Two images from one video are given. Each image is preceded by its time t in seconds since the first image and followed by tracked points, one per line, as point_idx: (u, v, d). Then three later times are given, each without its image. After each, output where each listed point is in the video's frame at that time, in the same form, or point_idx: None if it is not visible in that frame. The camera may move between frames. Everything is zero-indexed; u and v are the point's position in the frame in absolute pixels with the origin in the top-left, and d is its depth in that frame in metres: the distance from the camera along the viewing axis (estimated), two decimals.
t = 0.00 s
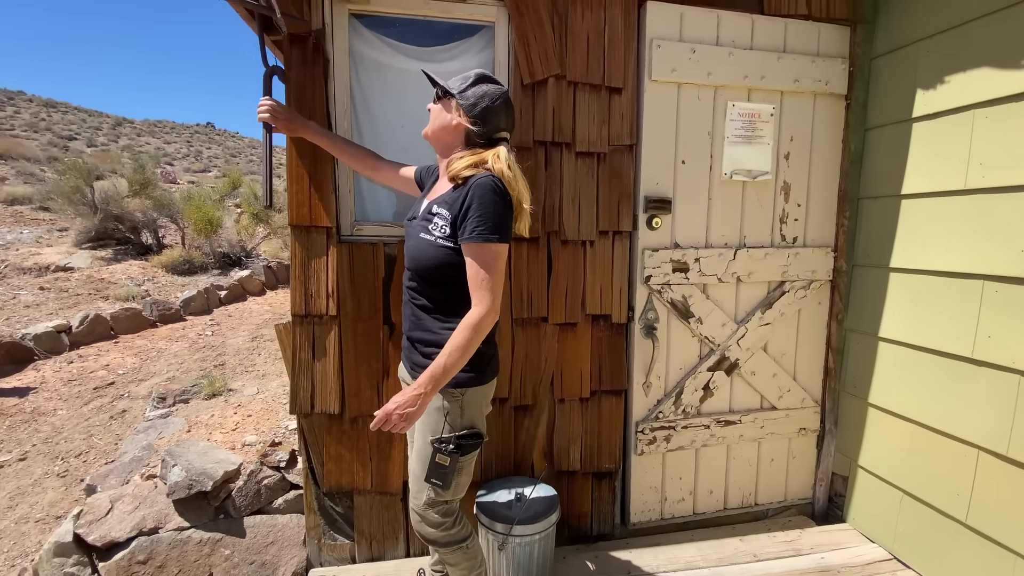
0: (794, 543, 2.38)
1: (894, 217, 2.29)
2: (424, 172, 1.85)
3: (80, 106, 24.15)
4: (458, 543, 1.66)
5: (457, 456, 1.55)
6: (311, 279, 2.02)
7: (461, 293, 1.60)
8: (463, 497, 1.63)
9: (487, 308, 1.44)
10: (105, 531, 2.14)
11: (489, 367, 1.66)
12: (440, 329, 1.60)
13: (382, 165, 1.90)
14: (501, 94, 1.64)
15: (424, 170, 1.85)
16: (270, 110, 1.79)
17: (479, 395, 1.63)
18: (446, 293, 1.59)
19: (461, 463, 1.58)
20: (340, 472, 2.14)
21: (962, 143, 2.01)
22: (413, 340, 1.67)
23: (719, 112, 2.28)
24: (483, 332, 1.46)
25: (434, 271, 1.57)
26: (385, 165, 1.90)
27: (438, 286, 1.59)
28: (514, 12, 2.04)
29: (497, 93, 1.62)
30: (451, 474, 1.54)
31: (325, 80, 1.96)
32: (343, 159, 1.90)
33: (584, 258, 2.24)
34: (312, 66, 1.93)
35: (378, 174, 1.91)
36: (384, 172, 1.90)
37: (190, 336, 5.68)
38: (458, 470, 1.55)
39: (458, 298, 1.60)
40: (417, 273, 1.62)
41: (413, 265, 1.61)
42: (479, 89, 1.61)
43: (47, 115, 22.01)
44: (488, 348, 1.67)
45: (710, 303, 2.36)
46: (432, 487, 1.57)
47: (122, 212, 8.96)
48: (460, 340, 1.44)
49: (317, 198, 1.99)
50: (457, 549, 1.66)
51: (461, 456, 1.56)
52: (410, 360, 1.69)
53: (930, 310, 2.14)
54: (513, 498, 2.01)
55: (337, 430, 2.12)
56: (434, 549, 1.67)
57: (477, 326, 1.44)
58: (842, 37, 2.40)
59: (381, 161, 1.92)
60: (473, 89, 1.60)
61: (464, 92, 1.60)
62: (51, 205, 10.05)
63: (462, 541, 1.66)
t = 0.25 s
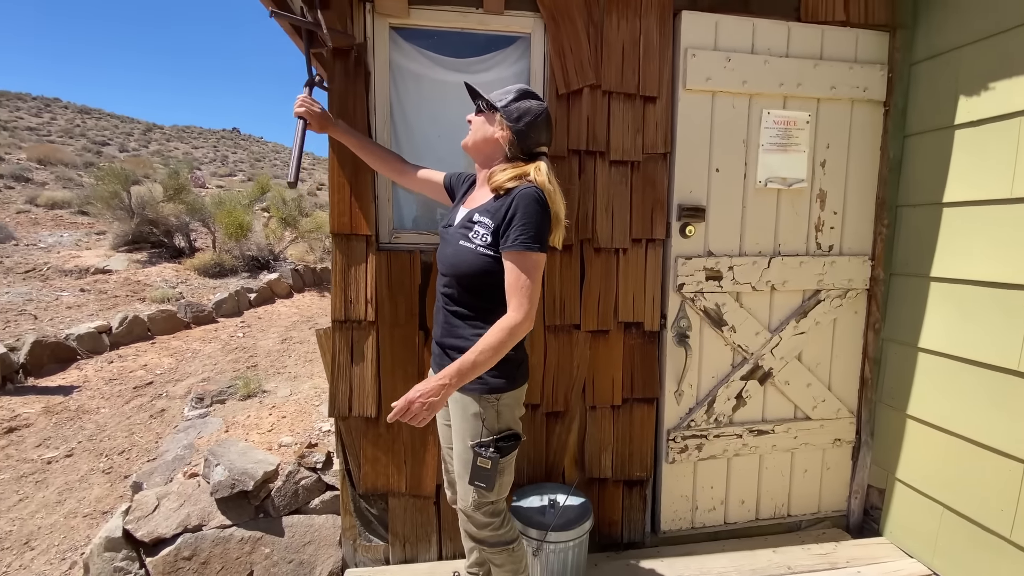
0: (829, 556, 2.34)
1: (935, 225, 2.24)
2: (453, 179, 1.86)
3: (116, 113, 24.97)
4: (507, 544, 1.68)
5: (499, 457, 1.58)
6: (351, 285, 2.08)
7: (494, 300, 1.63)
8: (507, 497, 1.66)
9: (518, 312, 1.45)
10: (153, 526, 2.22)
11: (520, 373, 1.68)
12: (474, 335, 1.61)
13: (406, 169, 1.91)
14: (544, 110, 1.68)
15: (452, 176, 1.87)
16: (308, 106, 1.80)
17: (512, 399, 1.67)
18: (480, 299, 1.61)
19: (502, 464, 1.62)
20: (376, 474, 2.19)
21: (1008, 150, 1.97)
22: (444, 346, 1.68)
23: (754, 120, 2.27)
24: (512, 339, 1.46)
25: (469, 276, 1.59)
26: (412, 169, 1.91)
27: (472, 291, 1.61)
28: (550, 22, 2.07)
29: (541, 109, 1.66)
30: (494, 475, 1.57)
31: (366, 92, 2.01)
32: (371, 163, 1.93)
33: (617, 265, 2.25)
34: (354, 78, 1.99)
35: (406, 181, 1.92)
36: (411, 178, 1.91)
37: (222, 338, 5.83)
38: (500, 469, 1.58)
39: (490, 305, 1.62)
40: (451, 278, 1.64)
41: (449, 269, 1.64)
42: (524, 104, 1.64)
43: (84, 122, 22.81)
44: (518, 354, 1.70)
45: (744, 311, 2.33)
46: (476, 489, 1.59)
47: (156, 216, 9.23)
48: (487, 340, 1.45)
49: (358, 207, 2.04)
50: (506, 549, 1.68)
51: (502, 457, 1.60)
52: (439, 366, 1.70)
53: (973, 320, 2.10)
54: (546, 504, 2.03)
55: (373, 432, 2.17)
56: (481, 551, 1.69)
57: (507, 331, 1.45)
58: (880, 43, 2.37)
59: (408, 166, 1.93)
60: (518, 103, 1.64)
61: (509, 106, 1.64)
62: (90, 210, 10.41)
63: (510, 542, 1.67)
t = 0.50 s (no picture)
0: (861, 569, 2.30)
1: (970, 235, 2.21)
2: (485, 190, 1.90)
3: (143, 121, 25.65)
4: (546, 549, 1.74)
5: (541, 464, 1.64)
6: (385, 294, 2.13)
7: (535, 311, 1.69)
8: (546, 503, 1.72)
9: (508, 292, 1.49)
10: (192, 528, 2.28)
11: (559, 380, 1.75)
12: (516, 345, 1.68)
13: (434, 178, 1.95)
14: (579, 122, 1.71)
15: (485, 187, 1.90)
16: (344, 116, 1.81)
17: (551, 406, 1.75)
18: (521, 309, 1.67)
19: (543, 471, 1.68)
20: (408, 480, 2.22)
21: None
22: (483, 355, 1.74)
23: (785, 130, 2.27)
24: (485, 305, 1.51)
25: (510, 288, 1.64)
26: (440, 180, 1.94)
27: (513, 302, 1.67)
28: (582, 35, 2.10)
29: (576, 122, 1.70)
30: (537, 482, 1.63)
31: (403, 104, 2.06)
32: (401, 174, 1.96)
33: (647, 274, 2.26)
34: (391, 92, 2.04)
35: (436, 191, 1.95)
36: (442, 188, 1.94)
37: (248, 342, 5.95)
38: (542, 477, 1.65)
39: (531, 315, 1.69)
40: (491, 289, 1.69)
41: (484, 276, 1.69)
42: (559, 118, 1.67)
43: (113, 130, 23.47)
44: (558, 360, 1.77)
45: (775, 321, 2.32)
46: (517, 496, 1.66)
47: (183, 222, 9.44)
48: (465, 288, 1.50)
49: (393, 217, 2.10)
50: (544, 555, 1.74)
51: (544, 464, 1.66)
52: (479, 375, 1.76)
53: (1010, 331, 2.06)
54: (576, 512, 2.05)
55: (406, 438, 2.21)
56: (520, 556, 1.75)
57: (490, 296, 1.50)
58: (913, 52, 2.35)
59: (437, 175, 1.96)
60: (554, 117, 1.67)
61: (545, 120, 1.67)
62: (120, 216, 10.71)
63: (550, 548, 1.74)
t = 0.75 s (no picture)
0: None
1: (997, 243, 2.20)
2: (517, 203, 1.95)
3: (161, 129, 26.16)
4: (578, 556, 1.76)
5: (572, 471, 1.67)
6: (413, 301, 2.17)
7: (563, 319, 1.73)
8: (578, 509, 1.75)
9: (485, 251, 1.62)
10: (223, 530, 2.32)
11: (587, 389, 1.77)
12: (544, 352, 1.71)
13: (469, 192, 2.00)
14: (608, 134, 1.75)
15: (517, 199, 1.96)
16: (384, 135, 1.91)
17: (582, 414, 1.78)
18: (552, 319, 1.71)
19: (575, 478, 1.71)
20: (434, 485, 2.25)
21: None
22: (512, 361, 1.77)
23: (809, 139, 2.28)
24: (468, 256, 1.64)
25: (538, 292, 1.71)
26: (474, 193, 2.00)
27: (542, 310, 1.72)
28: (608, 47, 2.14)
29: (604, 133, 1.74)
30: (569, 489, 1.66)
31: (432, 116, 2.11)
32: (435, 186, 2.03)
33: (671, 282, 2.28)
34: (420, 104, 2.09)
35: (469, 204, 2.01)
36: (474, 201, 2.00)
37: (268, 347, 6.05)
38: (574, 484, 1.67)
39: (559, 324, 1.73)
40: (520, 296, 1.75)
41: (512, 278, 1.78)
42: (589, 130, 1.72)
43: (133, 138, 23.95)
44: (587, 370, 1.80)
45: (799, 329, 2.32)
46: (550, 502, 1.69)
47: (203, 228, 9.60)
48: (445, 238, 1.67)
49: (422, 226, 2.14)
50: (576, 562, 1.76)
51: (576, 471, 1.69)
52: (508, 382, 1.79)
53: None
54: (603, 519, 2.06)
55: (432, 443, 2.24)
56: (552, 562, 1.78)
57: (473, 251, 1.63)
58: (936, 61, 2.35)
59: (470, 188, 2.02)
60: (584, 129, 1.72)
61: (575, 132, 1.72)
62: (141, 222, 10.93)
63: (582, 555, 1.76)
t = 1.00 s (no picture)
0: None
1: (1014, 251, 2.20)
2: (542, 216, 2.00)
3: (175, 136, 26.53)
4: (595, 562, 1.78)
5: (588, 478, 1.68)
6: (432, 308, 2.20)
7: (581, 328, 1.76)
8: (595, 516, 1.76)
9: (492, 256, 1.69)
10: (246, 534, 2.40)
11: (604, 398, 1.78)
12: (562, 360, 1.75)
13: (497, 209, 2.06)
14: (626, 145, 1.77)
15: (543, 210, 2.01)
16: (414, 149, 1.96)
17: (599, 421, 1.79)
18: (569, 327, 1.76)
19: (591, 484, 1.72)
20: (452, 490, 2.27)
21: None
22: (533, 368, 1.82)
23: (824, 148, 2.29)
24: (480, 261, 1.71)
25: (556, 301, 1.76)
26: (498, 209, 2.06)
27: (560, 318, 1.76)
28: (624, 59, 2.17)
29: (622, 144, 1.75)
30: (584, 495, 1.67)
31: (452, 127, 2.16)
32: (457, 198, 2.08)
33: (687, 290, 2.29)
34: (441, 116, 2.14)
35: (494, 219, 2.07)
36: (500, 216, 2.05)
37: (282, 352, 6.11)
38: (589, 490, 1.68)
39: (576, 332, 1.76)
40: (540, 304, 1.81)
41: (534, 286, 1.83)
42: (606, 141, 1.73)
43: (147, 145, 24.32)
44: (605, 379, 1.80)
45: (816, 337, 2.33)
46: (566, 508, 1.71)
47: (217, 234, 9.73)
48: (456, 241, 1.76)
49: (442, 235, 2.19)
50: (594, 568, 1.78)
51: (592, 477, 1.70)
52: (529, 389, 1.84)
53: None
54: (621, 525, 2.08)
55: (450, 449, 2.26)
56: (570, 566, 1.79)
57: (484, 257, 1.70)
58: (951, 70, 2.36)
59: (497, 205, 2.07)
60: (600, 141, 1.73)
61: (592, 144, 1.74)
62: (157, 228, 11.10)
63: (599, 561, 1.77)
